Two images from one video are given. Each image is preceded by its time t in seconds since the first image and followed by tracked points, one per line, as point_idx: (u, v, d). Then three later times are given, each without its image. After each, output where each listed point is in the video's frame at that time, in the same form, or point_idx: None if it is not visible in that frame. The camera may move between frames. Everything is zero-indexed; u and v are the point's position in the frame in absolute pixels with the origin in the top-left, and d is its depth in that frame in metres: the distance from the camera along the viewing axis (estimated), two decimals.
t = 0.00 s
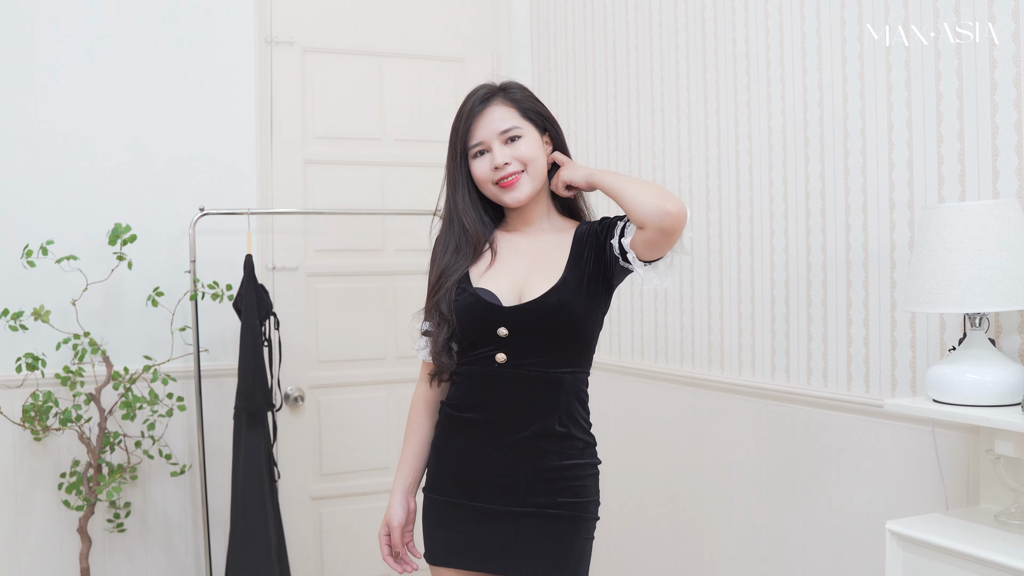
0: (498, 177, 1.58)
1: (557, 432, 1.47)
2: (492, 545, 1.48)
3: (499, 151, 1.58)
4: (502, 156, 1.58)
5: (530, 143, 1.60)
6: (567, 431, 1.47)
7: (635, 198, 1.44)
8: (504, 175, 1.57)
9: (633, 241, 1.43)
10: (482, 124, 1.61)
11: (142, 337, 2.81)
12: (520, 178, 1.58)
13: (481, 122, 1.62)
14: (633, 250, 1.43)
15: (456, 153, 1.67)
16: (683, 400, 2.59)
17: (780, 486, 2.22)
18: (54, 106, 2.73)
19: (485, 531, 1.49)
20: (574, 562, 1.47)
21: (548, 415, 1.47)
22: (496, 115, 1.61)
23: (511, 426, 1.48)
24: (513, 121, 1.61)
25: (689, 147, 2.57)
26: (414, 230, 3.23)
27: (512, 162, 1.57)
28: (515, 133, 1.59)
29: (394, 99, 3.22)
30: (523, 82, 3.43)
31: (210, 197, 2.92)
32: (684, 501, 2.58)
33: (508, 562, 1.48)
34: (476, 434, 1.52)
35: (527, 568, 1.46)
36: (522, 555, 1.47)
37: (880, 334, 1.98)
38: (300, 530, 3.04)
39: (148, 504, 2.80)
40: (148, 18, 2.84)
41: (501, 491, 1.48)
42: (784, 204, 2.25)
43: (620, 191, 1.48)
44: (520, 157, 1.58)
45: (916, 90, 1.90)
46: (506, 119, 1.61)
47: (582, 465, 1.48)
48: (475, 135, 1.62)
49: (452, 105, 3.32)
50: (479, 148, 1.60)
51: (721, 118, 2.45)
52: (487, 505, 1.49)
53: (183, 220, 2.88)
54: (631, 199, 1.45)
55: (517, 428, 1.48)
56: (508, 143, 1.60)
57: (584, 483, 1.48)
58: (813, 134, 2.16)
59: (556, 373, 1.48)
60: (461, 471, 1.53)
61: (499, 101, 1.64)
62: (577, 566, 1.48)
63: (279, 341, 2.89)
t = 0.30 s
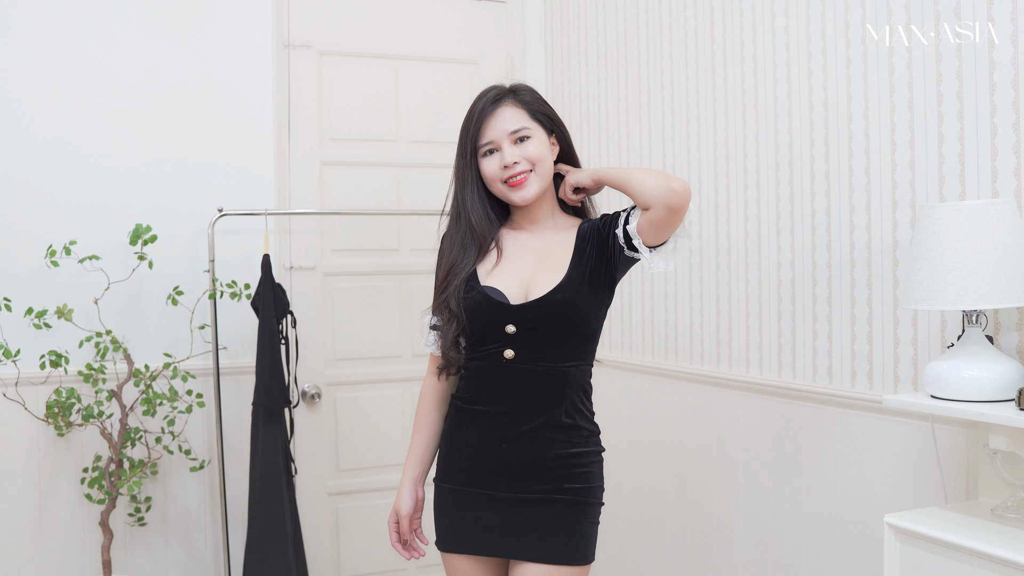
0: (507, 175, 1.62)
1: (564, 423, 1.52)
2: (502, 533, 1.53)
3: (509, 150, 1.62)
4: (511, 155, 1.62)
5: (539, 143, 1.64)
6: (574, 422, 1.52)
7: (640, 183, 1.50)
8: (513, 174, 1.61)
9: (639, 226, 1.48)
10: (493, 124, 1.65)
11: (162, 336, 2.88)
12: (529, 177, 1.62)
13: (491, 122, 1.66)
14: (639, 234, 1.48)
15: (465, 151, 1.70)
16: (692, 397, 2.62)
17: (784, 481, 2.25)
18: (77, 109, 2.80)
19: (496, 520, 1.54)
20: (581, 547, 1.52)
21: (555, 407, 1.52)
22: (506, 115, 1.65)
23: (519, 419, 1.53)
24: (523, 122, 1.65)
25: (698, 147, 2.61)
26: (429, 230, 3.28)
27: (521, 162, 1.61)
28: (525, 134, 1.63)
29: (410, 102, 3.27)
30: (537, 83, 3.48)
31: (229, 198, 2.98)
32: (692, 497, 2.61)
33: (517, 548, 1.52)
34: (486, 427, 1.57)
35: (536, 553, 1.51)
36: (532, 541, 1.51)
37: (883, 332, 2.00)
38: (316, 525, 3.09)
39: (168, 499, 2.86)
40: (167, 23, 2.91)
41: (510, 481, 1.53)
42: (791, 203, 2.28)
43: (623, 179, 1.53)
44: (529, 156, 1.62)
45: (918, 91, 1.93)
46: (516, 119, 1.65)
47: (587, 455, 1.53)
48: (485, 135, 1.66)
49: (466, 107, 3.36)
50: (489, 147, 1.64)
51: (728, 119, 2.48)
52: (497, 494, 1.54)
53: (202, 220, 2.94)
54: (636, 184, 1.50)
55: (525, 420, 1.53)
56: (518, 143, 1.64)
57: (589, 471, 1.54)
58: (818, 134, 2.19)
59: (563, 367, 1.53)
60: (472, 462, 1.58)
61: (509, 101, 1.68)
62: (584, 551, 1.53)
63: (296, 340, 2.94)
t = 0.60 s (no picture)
0: (505, 180, 1.67)
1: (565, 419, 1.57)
2: (511, 529, 1.57)
3: (507, 156, 1.67)
4: (509, 161, 1.66)
5: (536, 150, 1.69)
6: (574, 418, 1.58)
7: (637, 167, 1.58)
8: (511, 179, 1.66)
9: (637, 207, 1.55)
10: (491, 130, 1.70)
11: (176, 337, 2.94)
12: (526, 183, 1.67)
13: (490, 128, 1.71)
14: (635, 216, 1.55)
15: (463, 156, 1.75)
16: (695, 398, 2.66)
17: (782, 481, 2.29)
18: (93, 116, 2.87)
19: (504, 518, 1.58)
20: (589, 537, 1.56)
21: (556, 405, 1.57)
22: (505, 121, 1.70)
23: (521, 419, 1.58)
24: (521, 129, 1.70)
25: (700, 152, 2.65)
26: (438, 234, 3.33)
27: (518, 168, 1.66)
28: (523, 140, 1.68)
29: (419, 107, 3.32)
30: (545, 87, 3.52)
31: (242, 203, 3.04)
32: (695, 496, 2.65)
33: (527, 543, 1.56)
34: (490, 429, 1.61)
35: (545, 546, 1.54)
36: (541, 535, 1.55)
37: (877, 335, 2.03)
38: (327, 523, 3.14)
39: (182, 497, 2.93)
40: (181, 32, 2.97)
41: (516, 479, 1.58)
42: (790, 208, 2.31)
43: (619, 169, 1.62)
44: (526, 163, 1.67)
45: (911, 97, 1.96)
46: (515, 126, 1.70)
47: (589, 448, 1.58)
48: (484, 141, 1.70)
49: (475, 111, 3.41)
50: (488, 152, 1.68)
51: (730, 125, 2.52)
52: (504, 492, 1.58)
53: (215, 225, 3.01)
54: (632, 171, 1.59)
55: (529, 420, 1.57)
56: (516, 149, 1.69)
57: (593, 465, 1.58)
58: (816, 139, 2.22)
59: (562, 366, 1.58)
60: (479, 464, 1.62)
61: (508, 109, 1.72)
62: (592, 541, 1.57)
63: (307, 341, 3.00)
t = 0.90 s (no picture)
0: (513, 180, 1.72)
1: (573, 417, 1.62)
2: (526, 526, 1.62)
3: (517, 157, 1.72)
4: (519, 162, 1.72)
5: (543, 154, 1.75)
6: (582, 415, 1.63)
7: (651, 175, 1.60)
8: (519, 179, 1.71)
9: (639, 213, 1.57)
10: (501, 133, 1.76)
11: (191, 340, 3.00)
12: (533, 184, 1.72)
13: (500, 133, 1.76)
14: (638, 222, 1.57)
15: (470, 159, 1.79)
16: (700, 401, 2.70)
17: (783, 482, 2.33)
18: (111, 123, 2.94)
19: (519, 515, 1.63)
20: (601, 527, 1.63)
21: (564, 405, 1.62)
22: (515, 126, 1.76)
23: (531, 420, 1.62)
24: (530, 135, 1.76)
25: (706, 157, 2.69)
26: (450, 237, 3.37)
27: (527, 169, 1.72)
28: (532, 145, 1.74)
29: (430, 113, 3.37)
30: (556, 93, 3.56)
31: (256, 208, 3.10)
32: (700, 497, 2.69)
33: (541, 538, 1.61)
34: (501, 430, 1.65)
35: (561, 540, 1.60)
36: (556, 530, 1.61)
37: (874, 339, 2.06)
38: (340, 522, 3.20)
39: (197, 496, 2.99)
40: (196, 40, 3.03)
41: (529, 477, 1.63)
42: (792, 213, 2.34)
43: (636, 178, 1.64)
44: (535, 165, 1.73)
45: (909, 106, 1.99)
46: (523, 132, 1.75)
47: (597, 444, 1.64)
48: (493, 145, 1.76)
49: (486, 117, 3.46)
50: (498, 154, 1.74)
51: (734, 131, 2.56)
52: (518, 491, 1.63)
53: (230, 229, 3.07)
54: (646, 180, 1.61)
55: (539, 421, 1.62)
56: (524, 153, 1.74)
57: (601, 459, 1.64)
58: (817, 146, 2.25)
59: (568, 367, 1.63)
60: (492, 464, 1.67)
61: (516, 117, 1.79)
62: (603, 531, 1.64)
63: (319, 343, 3.05)
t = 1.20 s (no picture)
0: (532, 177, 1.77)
1: (589, 415, 1.66)
2: (543, 521, 1.66)
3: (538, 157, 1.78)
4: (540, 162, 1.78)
5: (562, 159, 1.81)
6: (597, 414, 1.67)
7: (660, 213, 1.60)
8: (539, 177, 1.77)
9: (635, 243, 1.60)
10: (524, 135, 1.82)
11: (201, 340, 3.04)
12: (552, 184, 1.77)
13: (522, 136, 1.83)
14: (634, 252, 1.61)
15: (490, 160, 1.85)
16: (704, 401, 2.72)
17: (786, 481, 2.34)
18: (123, 126, 2.98)
19: (536, 511, 1.66)
20: (617, 522, 1.67)
21: (579, 404, 1.66)
22: (538, 131, 1.83)
23: (547, 419, 1.66)
24: (550, 140, 1.83)
25: (711, 160, 2.71)
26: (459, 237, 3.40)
27: (547, 169, 1.77)
28: (552, 148, 1.81)
29: (439, 115, 3.39)
30: (564, 95, 3.59)
31: (266, 210, 3.14)
32: (704, 497, 2.71)
33: (559, 534, 1.65)
34: (517, 428, 1.69)
35: (579, 534, 1.64)
36: (574, 524, 1.64)
37: (875, 341, 2.08)
38: (349, 520, 3.23)
39: (207, 494, 3.03)
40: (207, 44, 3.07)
41: (545, 473, 1.66)
42: (795, 215, 2.36)
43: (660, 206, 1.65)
44: (554, 166, 1.78)
45: (910, 110, 2.01)
46: (545, 137, 1.83)
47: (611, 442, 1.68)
48: (515, 147, 1.82)
49: (495, 118, 3.48)
50: (519, 153, 1.80)
51: (739, 134, 2.58)
52: (535, 486, 1.66)
53: (240, 231, 3.10)
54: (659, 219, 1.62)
55: (555, 419, 1.66)
56: (545, 156, 1.80)
57: (615, 457, 1.69)
58: (820, 149, 2.27)
59: (581, 367, 1.67)
60: (508, 460, 1.70)
61: (538, 124, 1.86)
62: (620, 525, 1.68)
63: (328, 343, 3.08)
